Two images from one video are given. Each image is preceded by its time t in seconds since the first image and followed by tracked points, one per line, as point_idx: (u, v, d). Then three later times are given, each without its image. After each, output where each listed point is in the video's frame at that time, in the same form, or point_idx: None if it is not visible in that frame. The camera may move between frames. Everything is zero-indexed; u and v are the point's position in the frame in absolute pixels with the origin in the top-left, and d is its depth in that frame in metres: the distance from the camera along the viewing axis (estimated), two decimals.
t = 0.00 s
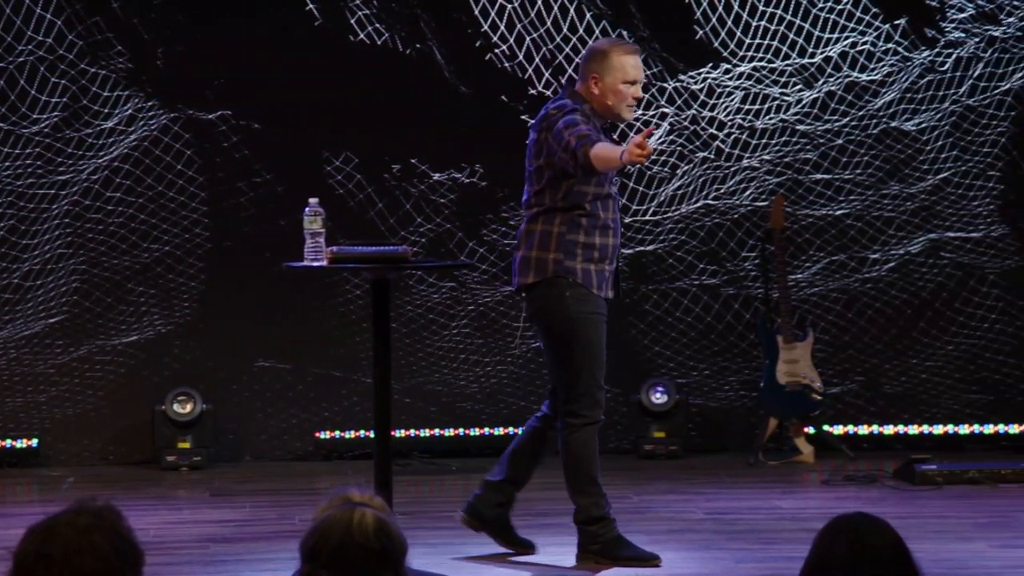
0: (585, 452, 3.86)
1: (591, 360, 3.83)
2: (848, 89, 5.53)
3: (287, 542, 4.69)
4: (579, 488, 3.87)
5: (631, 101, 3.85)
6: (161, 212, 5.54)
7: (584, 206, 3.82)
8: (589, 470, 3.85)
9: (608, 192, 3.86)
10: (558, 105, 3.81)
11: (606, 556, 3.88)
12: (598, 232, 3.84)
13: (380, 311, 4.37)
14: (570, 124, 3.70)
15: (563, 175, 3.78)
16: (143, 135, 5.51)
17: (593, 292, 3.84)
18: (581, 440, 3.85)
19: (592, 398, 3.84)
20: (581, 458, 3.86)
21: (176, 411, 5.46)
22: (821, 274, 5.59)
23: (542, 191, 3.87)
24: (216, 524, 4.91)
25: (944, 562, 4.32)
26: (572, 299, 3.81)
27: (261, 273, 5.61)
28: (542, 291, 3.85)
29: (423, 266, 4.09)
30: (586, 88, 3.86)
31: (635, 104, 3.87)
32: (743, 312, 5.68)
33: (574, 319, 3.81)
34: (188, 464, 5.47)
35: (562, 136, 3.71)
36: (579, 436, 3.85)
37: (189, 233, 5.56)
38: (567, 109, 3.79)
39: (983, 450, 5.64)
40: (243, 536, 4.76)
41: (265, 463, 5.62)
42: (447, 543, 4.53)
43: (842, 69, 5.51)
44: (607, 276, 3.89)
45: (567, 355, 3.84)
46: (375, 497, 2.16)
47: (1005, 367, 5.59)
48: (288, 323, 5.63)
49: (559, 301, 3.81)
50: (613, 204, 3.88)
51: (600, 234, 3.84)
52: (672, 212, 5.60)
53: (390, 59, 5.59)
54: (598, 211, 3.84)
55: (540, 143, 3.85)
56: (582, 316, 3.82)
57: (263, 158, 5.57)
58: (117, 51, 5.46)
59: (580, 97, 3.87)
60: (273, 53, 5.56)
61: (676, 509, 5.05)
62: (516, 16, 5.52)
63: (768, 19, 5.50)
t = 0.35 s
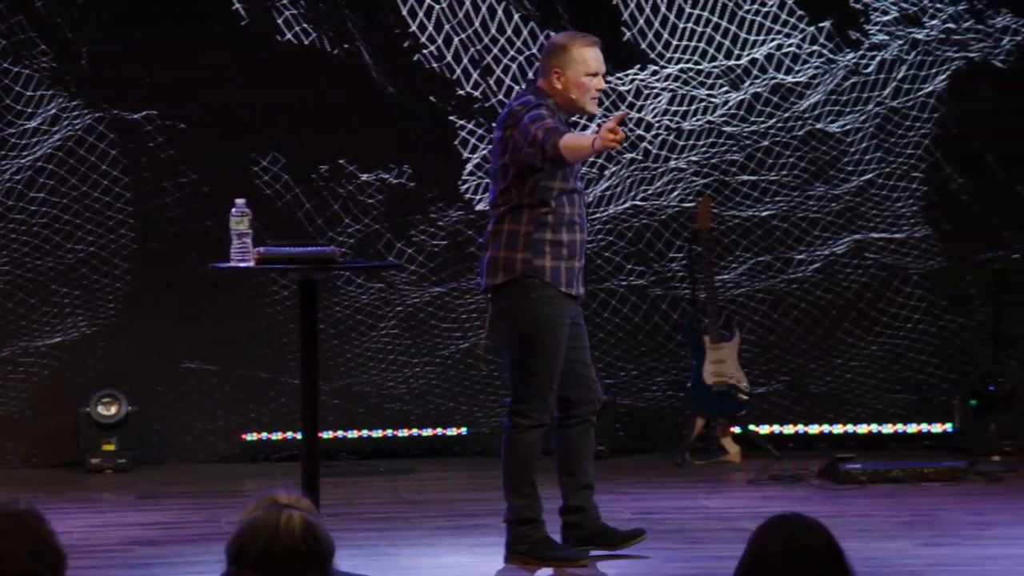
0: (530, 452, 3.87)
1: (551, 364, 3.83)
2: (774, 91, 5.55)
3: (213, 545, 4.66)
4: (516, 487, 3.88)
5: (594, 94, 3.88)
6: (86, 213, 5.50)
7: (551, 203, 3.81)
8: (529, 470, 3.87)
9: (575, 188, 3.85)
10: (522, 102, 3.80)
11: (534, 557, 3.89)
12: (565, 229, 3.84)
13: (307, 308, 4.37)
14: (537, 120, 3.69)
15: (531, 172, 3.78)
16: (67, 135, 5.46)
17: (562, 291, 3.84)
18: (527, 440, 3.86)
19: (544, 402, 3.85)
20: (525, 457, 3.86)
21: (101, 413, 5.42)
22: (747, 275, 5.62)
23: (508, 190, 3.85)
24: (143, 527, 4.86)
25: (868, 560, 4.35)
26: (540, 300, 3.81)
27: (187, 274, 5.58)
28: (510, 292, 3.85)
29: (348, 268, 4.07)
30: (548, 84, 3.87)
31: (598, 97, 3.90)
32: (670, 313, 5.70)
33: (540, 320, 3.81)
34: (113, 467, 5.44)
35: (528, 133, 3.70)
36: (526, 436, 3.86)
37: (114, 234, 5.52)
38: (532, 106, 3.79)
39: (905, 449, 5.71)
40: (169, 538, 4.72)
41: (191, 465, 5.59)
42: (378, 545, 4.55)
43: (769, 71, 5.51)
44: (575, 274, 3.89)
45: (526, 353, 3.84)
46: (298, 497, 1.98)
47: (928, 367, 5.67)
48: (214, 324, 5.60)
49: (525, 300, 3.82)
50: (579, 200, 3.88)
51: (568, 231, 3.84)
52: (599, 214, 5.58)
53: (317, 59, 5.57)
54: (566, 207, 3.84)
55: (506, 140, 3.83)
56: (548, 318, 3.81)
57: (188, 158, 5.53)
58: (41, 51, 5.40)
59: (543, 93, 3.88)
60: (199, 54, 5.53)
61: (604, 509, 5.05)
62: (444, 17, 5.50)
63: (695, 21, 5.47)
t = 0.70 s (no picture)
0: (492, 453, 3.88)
1: (527, 368, 3.84)
2: (715, 92, 5.57)
3: (153, 546, 4.62)
4: (468, 487, 3.90)
5: (578, 96, 3.90)
6: (24, 213, 5.45)
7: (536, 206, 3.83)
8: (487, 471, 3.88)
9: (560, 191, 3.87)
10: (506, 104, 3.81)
11: (475, 559, 3.90)
12: (552, 231, 3.85)
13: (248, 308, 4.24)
14: (523, 121, 3.70)
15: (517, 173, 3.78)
16: (5, 135, 5.42)
17: (547, 294, 3.84)
18: (491, 441, 3.87)
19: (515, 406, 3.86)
20: (485, 458, 3.87)
21: (39, 415, 5.39)
22: (689, 275, 5.65)
23: (493, 192, 3.86)
24: (83, 529, 4.81)
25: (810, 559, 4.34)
26: (521, 303, 3.83)
27: (128, 275, 5.55)
28: (494, 295, 3.86)
29: (290, 269, 4.00)
30: (533, 86, 3.88)
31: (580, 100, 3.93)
32: (613, 313, 5.70)
33: (523, 323, 3.82)
34: (52, 469, 5.40)
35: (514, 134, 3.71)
36: (493, 437, 3.87)
37: (53, 234, 5.48)
38: (516, 108, 3.79)
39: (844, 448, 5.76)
40: (109, 540, 4.68)
41: (132, 467, 5.56)
42: (318, 547, 4.46)
43: (710, 72, 5.53)
44: (561, 277, 3.90)
45: (504, 355, 3.85)
46: (241, 501, 2.02)
47: (868, 367, 5.73)
48: (155, 325, 5.58)
49: (507, 301, 3.84)
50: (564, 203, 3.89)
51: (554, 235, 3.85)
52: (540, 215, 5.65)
53: (257, 59, 5.55)
54: (551, 210, 3.85)
55: (490, 142, 3.83)
56: (529, 322, 3.83)
57: (128, 158, 5.50)
58: None
59: (527, 96, 3.88)
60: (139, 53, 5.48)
61: (547, 509, 5.03)
62: (386, 18, 5.50)
63: (636, 22, 5.50)
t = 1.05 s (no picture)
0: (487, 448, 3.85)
1: (530, 367, 3.82)
2: (659, 93, 5.58)
3: (96, 549, 4.56)
4: (453, 479, 3.87)
5: (590, 101, 3.91)
6: None
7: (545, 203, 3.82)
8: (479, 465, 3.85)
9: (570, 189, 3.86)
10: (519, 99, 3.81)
11: (448, 552, 3.88)
12: (559, 229, 3.85)
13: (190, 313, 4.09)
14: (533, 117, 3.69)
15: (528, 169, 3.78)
16: None
17: (551, 293, 3.84)
18: (488, 435, 3.84)
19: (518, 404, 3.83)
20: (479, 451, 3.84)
21: None
22: (634, 275, 5.65)
23: (505, 187, 3.85)
24: (25, 532, 4.75)
25: (753, 559, 4.34)
26: (526, 302, 3.81)
27: (70, 276, 5.51)
28: (499, 291, 3.84)
29: (236, 269, 3.90)
30: (551, 82, 3.86)
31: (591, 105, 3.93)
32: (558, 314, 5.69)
33: (528, 322, 3.81)
34: None
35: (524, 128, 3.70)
36: (491, 432, 3.84)
37: None
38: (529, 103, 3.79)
39: (787, 448, 5.81)
40: (51, 543, 4.62)
41: (74, 469, 5.52)
42: (262, 548, 4.42)
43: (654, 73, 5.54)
44: (567, 277, 3.89)
45: (507, 351, 3.83)
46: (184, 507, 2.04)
47: (810, 367, 5.78)
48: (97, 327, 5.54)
49: (513, 299, 3.82)
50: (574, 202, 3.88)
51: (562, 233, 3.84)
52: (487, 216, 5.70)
53: (199, 59, 5.50)
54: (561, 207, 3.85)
55: (504, 136, 3.82)
56: (532, 321, 3.81)
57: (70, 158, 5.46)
58: None
59: (542, 92, 3.86)
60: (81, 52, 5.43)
61: (493, 510, 5.01)
62: (330, 18, 5.49)
63: (580, 23, 5.55)
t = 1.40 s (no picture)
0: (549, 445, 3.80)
1: (572, 355, 3.77)
2: (626, 94, 5.58)
3: (59, 550, 4.53)
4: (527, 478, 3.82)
5: (603, 94, 3.88)
6: None
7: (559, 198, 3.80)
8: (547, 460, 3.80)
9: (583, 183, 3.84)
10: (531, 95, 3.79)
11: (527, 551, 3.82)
12: (574, 223, 3.82)
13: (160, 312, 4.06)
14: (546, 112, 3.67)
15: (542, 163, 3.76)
16: None
17: (569, 286, 3.81)
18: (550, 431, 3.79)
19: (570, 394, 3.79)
20: (548, 447, 3.80)
21: None
22: (601, 275, 5.66)
23: (518, 182, 3.82)
24: None
25: (719, 559, 4.34)
26: (547, 297, 3.77)
27: (36, 276, 5.48)
28: (519, 287, 3.81)
29: (203, 268, 3.86)
30: (561, 78, 3.86)
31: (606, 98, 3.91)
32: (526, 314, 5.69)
33: (553, 315, 3.77)
34: None
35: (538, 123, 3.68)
36: (551, 428, 3.79)
37: None
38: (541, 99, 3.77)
39: (756, 448, 5.82)
40: (14, 544, 4.59)
41: (40, 470, 5.50)
42: (227, 548, 4.41)
43: (621, 74, 5.55)
44: (583, 271, 3.86)
45: (543, 347, 3.78)
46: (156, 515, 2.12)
47: (778, 368, 5.79)
48: (63, 327, 5.52)
49: (538, 297, 3.77)
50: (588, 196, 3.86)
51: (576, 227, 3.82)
52: (456, 215, 5.69)
53: (165, 59, 5.48)
54: (575, 201, 3.83)
55: (516, 132, 3.80)
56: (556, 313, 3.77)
57: (36, 158, 5.44)
58: None
59: (553, 88, 3.86)
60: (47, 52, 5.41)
61: (461, 510, 4.98)
62: (297, 18, 5.50)
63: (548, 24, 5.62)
